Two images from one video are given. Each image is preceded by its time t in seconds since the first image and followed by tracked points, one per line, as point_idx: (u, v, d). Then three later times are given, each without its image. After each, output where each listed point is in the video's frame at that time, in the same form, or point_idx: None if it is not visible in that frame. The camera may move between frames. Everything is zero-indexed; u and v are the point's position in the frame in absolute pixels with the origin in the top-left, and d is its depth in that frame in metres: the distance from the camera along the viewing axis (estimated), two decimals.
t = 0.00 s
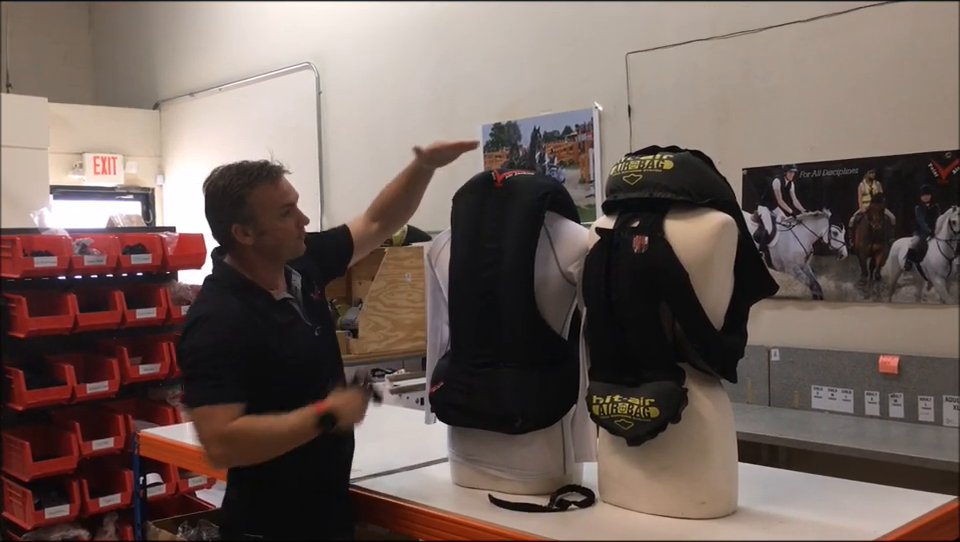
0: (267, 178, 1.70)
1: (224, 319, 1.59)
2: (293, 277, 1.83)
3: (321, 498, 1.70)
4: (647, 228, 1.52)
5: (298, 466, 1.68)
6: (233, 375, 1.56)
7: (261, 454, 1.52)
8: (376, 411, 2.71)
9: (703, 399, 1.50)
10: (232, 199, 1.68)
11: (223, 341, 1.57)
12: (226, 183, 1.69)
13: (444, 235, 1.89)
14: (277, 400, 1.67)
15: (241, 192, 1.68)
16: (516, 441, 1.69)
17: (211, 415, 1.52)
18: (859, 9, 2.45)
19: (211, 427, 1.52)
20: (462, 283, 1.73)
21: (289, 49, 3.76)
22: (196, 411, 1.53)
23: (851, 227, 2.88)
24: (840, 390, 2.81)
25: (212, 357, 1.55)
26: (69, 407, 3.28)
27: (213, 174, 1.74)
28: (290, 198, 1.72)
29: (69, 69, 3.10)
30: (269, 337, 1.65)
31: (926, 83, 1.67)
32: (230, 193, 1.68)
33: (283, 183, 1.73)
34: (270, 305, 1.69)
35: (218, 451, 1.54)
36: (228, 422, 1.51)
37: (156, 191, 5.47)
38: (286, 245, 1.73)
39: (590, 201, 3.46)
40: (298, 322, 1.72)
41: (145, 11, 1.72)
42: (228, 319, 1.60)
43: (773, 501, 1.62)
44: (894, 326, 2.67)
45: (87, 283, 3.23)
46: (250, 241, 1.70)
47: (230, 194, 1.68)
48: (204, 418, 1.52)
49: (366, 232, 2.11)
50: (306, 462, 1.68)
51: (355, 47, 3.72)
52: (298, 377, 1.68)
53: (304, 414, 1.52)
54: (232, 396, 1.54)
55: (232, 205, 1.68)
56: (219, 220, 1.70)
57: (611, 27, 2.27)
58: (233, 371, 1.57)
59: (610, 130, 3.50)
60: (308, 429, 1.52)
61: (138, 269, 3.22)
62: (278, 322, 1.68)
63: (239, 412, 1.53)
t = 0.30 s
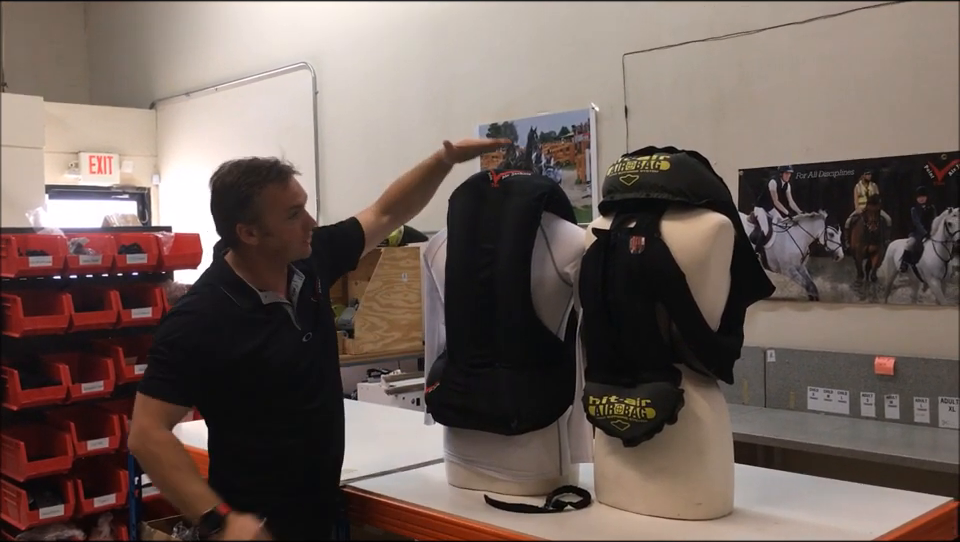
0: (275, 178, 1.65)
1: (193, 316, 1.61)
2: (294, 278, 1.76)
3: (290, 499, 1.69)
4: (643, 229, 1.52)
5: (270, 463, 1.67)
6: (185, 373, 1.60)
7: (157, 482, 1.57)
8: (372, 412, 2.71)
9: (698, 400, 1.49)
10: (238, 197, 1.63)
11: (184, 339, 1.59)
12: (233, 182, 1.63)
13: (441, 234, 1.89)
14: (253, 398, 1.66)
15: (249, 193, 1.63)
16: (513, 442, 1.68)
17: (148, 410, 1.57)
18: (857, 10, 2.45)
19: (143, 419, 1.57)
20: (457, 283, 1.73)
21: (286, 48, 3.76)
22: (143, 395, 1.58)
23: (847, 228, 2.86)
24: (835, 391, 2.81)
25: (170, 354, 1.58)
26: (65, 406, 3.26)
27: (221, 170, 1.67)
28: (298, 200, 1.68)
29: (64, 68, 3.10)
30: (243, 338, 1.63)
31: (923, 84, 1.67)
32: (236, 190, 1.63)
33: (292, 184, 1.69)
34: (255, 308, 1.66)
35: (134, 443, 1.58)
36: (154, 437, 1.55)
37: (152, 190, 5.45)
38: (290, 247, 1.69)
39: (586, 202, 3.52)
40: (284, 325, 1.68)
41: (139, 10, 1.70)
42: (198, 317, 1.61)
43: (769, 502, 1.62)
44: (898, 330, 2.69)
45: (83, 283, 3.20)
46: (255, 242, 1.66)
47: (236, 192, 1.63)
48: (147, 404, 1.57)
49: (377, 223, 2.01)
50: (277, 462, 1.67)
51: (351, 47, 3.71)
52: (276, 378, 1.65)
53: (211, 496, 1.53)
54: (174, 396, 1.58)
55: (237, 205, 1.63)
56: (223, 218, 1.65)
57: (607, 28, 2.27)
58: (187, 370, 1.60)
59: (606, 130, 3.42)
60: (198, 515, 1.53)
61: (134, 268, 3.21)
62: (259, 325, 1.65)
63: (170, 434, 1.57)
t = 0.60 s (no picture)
0: (292, 181, 1.64)
1: (194, 313, 1.60)
2: (297, 281, 1.74)
3: (281, 502, 1.68)
4: (640, 229, 1.51)
5: (263, 466, 1.66)
6: (183, 371, 1.59)
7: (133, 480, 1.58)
8: (368, 412, 2.70)
9: (695, 399, 1.49)
10: (253, 197, 1.61)
11: (184, 336, 1.58)
12: (249, 182, 1.62)
13: (438, 234, 1.88)
14: (249, 401, 1.65)
15: (263, 194, 1.61)
16: (509, 442, 1.68)
17: (146, 409, 1.56)
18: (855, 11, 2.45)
19: (134, 413, 1.56)
20: (455, 283, 1.73)
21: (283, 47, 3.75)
22: (137, 390, 1.57)
23: (844, 228, 2.83)
24: (832, 391, 2.81)
25: (169, 350, 1.58)
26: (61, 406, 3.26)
27: (238, 167, 1.66)
28: (312, 205, 1.66)
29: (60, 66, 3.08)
30: (241, 340, 1.63)
31: (921, 84, 1.67)
32: (252, 191, 1.62)
33: (308, 191, 1.66)
34: (255, 310, 1.65)
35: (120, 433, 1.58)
36: (139, 438, 1.55)
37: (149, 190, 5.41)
38: (298, 253, 1.66)
39: (583, 201, 3.53)
40: (284, 329, 1.68)
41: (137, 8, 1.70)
42: (198, 315, 1.60)
43: (765, 503, 1.62)
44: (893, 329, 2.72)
45: (79, 282, 3.21)
46: (263, 243, 1.65)
47: (252, 192, 1.62)
48: (140, 397, 1.57)
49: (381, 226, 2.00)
50: (270, 465, 1.67)
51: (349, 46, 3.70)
52: (273, 381, 1.64)
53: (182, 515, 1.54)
54: (170, 393, 1.58)
55: (251, 205, 1.61)
56: (234, 216, 1.64)
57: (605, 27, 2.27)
58: (184, 368, 1.59)
59: (603, 130, 3.41)
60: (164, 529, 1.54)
61: (130, 268, 3.18)
62: (258, 327, 1.65)
63: (157, 437, 1.57)
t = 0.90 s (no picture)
0: (291, 181, 1.62)
1: (193, 313, 1.60)
2: (293, 279, 1.74)
3: (281, 498, 1.69)
4: (638, 229, 1.51)
5: (264, 463, 1.67)
6: (183, 371, 1.58)
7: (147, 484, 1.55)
8: (366, 412, 2.70)
9: (692, 399, 1.49)
10: (250, 194, 1.60)
11: (183, 336, 1.58)
12: (247, 178, 1.61)
13: (436, 233, 1.88)
14: (248, 399, 1.65)
15: (258, 192, 1.60)
16: (507, 442, 1.68)
17: (152, 408, 1.55)
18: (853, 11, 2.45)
19: (139, 418, 1.55)
20: (452, 282, 1.73)
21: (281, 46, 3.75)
22: (139, 394, 1.56)
23: (842, 228, 2.83)
24: (830, 391, 2.81)
25: (168, 351, 1.57)
26: (58, 405, 3.25)
27: (240, 162, 1.65)
28: (309, 208, 1.64)
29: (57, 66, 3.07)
30: (239, 339, 1.63)
31: (921, 83, 1.67)
32: (249, 187, 1.60)
33: (306, 192, 1.64)
34: (252, 308, 1.65)
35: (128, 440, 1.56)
36: (148, 441, 1.53)
37: (146, 189, 5.39)
38: (290, 253, 1.65)
39: (581, 201, 3.52)
40: (281, 327, 1.68)
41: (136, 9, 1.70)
42: (196, 314, 1.60)
43: (764, 502, 1.62)
44: (885, 326, 2.73)
45: (77, 282, 3.18)
46: (256, 240, 1.63)
47: (250, 189, 1.60)
48: (143, 402, 1.55)
49: (378, 226, 2.00)
50: (270, 462, 1.68)
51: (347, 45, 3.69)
52: (271, 379, 1.65)
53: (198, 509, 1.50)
54: (172, 394, 1.56)
55: (248, 202, 1.60)
56: (230, 211, 1.63)
57: (603, 27, 2.27)
58: (185, 369, 1.59)
59: (602, 130, 3.41)
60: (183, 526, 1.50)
61: (128, 268, 3.18)
62: (255, 326, 1.65)
63: (166, 438, 1.55)
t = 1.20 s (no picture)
0: (293, 192, 1.60)
1: (193, 315, 1.59)
2: (289, 281, 1.74)
3: (281, 498, 1.70)
4: (637, 229, 1.51)
5: (263, 464, 1.68)
6: (184, 374, 1.57)
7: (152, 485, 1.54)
8: (364, 412, 2.70)
9: (690, 399, 1.49)
10: (251, 201, 1.58)
11: (184, 338, 1.57)
12: (251, 185, 1.58)
13: (435, 234, 1.88)
14: (248, 400, 1.65)
15: (261, 201, 1.57)
16: (506, 443, 1.68)
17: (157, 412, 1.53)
18: (852, 11, 2.45)
19: (145, 420, 1.53)
20: (451, 283, 1.73)
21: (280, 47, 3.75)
22: (141, 397, 1.54)
23: (839, 228, 2.74)
24: (828, 393, 2.75)
25: (169, 354, 1.55)
26: (57, 406, 3.25)
27: (246, 165, 1.62)
28: (309, 220, 1.62)
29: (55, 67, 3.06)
30: (240, 341, 1.62)
31: (919, 85, 1.67)
32: (251, 194, 1.58)
33: (309, 203, 1.62)
34: (250, 310, 1.65)
35: (131, 441, 1.54)
36: (155, 443, 1.51)
37: (144, 190, 5.39)
38: (285, 262, 1.64)
39: (581, 202, 3.54)
40: (279, 329, 1.68)
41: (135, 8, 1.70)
42: (197, 316, 1.59)
43: (762, 503, 1.62)
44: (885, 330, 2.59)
45: (74, 283, 3.19)
46: (254, 245, 1.62)
47: (252, 195, 1.58)
48: (146, 405, 1.53)
49: (372, 231, 2.00)
50: (270, 463, 1.68)
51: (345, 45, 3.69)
52: (271, 381, 1.65)
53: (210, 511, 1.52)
54: (173, 396, 1.55)
55: (248, 209, 1.58)
56: (231, 214, 1.61)
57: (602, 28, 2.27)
58: (186, 372, 1.57)
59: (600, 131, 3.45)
60: (193, 527, 1.52)
61: (126, 269, 3.18)
62: (254, 328, 1.64)
63: (172, 439, 1.54)
